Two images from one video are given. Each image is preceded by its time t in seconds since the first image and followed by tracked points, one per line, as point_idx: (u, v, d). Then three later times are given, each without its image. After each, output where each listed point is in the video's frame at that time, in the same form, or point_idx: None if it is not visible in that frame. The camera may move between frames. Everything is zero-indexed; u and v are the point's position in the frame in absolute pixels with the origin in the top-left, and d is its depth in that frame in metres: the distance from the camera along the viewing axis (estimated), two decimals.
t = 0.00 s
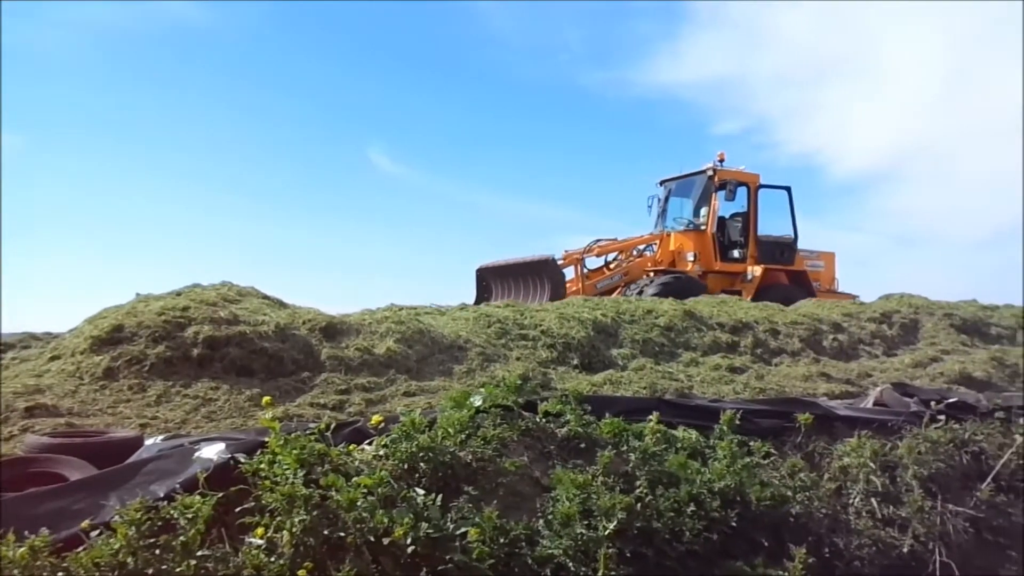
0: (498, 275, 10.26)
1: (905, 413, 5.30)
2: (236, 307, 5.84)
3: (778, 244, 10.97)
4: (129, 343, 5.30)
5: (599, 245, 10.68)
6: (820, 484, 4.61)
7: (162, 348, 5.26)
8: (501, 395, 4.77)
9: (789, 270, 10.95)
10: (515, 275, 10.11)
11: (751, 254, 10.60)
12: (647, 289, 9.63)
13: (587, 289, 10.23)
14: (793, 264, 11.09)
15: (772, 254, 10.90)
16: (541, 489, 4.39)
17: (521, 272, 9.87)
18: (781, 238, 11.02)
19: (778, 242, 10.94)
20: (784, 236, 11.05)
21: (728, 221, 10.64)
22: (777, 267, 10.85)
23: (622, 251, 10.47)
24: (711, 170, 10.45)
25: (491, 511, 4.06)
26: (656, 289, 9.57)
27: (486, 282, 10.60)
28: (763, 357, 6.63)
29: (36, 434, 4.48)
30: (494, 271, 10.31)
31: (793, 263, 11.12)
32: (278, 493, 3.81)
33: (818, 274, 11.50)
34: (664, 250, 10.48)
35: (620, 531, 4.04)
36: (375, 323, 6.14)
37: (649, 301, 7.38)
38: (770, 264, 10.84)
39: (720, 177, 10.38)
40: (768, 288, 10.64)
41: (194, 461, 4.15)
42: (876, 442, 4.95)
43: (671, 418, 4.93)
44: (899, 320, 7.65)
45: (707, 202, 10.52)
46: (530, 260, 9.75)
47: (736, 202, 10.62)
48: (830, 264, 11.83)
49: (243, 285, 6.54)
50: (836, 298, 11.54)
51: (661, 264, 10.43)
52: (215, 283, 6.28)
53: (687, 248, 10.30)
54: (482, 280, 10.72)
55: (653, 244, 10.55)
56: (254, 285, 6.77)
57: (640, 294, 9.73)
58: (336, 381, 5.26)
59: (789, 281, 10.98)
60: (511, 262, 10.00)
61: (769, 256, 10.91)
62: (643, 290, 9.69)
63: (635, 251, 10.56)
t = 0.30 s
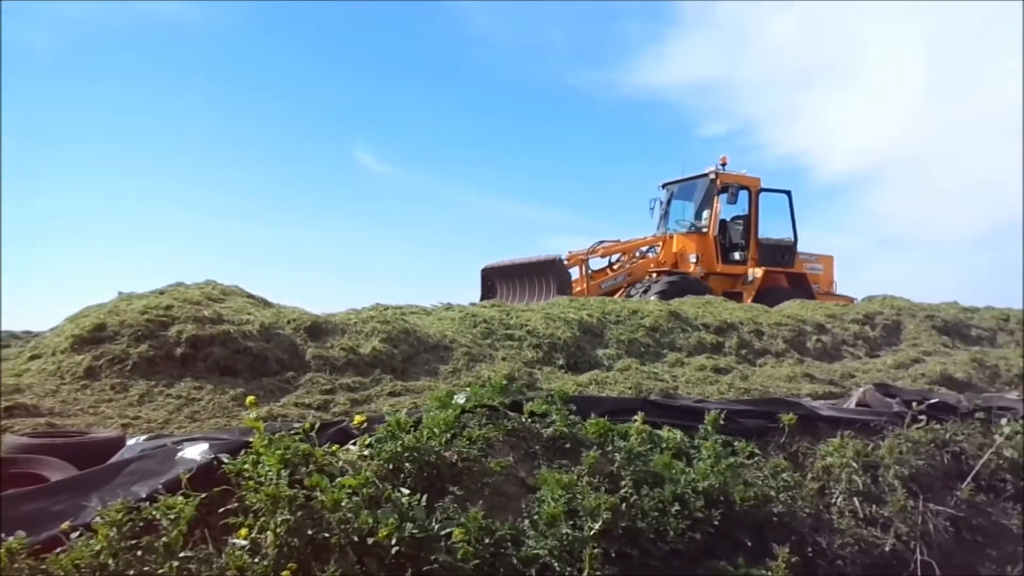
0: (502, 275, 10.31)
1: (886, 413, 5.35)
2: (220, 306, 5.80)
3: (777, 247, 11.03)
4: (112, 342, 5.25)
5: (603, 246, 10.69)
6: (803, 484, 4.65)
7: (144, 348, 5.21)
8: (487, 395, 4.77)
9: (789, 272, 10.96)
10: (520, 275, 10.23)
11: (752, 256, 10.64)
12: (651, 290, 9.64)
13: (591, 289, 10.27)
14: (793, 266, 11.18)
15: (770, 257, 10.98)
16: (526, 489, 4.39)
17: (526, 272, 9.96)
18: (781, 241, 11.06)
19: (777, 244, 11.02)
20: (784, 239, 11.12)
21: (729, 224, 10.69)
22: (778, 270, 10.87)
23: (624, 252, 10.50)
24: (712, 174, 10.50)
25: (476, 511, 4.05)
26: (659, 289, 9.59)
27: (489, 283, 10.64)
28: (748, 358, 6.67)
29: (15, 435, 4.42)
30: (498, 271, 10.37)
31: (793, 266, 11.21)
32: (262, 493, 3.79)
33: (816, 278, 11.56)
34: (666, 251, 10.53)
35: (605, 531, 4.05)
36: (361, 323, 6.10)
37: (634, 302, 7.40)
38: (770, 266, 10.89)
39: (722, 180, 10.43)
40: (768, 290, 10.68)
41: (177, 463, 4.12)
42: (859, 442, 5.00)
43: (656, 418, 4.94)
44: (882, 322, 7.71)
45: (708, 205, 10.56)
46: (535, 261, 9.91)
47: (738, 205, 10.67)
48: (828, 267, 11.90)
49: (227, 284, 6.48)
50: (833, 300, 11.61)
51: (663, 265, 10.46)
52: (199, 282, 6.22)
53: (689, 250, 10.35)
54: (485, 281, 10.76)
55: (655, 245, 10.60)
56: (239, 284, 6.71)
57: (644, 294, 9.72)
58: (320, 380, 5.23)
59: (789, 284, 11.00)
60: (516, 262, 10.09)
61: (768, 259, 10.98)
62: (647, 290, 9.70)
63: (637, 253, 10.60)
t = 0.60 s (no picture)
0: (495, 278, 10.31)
1: (854, 412, 5.42)
2: (189, 305, 5.71)
3: (762, 249, 11.14)
4: (77, 343, 5.14)
5: (592, 249, 10.66)
6: (774, 482, 4.69)
7: (111, 348, 5.12)
8: (461, 395, 4.74)
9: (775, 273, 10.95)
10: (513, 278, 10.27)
11: (738, 257, 10.73)
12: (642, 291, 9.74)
13: (582, 291, 10.24)
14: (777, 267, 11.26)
15: (755, 257, 11.06)
16: (499, 489, 4.38)
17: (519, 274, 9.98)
18: (766, 242, 11.15)
19: (762, 245, 11.10)
20: (768, 241, 11.18)
21: (714, 226, 10.80)
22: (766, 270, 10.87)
23: (613, 255, 10.48)
24: (699, 177, 10.62)
25: (449, 512, 4.04)
26: (650, 289, 9.70)
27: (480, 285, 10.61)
28: (719, 358, 6.73)
29: None
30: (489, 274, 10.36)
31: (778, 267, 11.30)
32: (231, 496, 3.76)
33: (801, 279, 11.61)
34: (654, 253, 10.52)
35: (577, 530, 4.06)
36: (333, 323, 6.05)
37: (607, 302, 7.43)
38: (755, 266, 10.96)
39: (708, 184, 10.56)
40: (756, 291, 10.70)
41: (144, 465, 4.06)
42: (828, 440, 5.06)
43: (628, 418, 4.96)
44: (851, 322, 7.82)
45: (694, 208, 10.68)
46: (530, 264, 9.96)
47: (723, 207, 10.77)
48: (811, 266, 11.94)
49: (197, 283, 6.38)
50: (816, 300, 11.65)
51: (652, 267, 10.46)
52: (168, 281, 6.12)
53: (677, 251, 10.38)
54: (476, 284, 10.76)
55: (644, 247, 10.56)
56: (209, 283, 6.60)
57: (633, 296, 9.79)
58: (292, 381, 5.18)
59: (776, 285, 10.99)
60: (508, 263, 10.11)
61: (753, 260, 11.05)
62: (637, 291, 9.79)
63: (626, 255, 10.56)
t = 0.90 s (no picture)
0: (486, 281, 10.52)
1: (824, 410, 5.50)
2: (159, 305, 5.64)
3: (748, 247, 11.19)
4: (42, 343, 5.04)
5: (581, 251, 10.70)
6: (745, 480, 4.73)
7: (78, 349, 5.04)
8: (434, 395, 4.73)
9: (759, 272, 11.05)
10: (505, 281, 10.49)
11: (724, 257, 10.80)
12: (634, 289, 9.74)
13: (573, 293, 10.30)
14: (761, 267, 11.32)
15: (741, 257, 11.11)
16: (473, 488, 4.37)
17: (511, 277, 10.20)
18: (751, 241, 11.23)
19: (747, 245, 11.15)
20: (751, 240, 11.24)
21: (700, 226, 10.87)
22: (751, 270, 10.94)
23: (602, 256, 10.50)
24: (686, 178, 10.69)
25: (422, 512, 4.03)
26: (642, 288, 9.72)
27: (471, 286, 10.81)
28: (692, 357, 6.77)
29: None
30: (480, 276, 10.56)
31: (761, 267, 11.36)
32: (202, 497, 3.73)
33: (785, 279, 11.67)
34: (642, 254, 10.58)
35: (551, 529, 4.06)
36: (306, 322, 6.00)
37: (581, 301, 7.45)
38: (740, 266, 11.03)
39: (694, 185, 10.63)
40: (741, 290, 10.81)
41: (112, 468, 4.00)
42: (798, 438, 5.13)
43: (601, 417, 4.98)
44: (821, 321, 7.92)
45: (681, 209, 10.73)
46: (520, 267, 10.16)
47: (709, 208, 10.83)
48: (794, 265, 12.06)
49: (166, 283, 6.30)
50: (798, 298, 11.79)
51: (641, 268, 10.52)
52: (137, 280, 6.04)
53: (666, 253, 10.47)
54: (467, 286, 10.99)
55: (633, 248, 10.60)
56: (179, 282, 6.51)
57: (626, 294, 9.80)
58: (264, 382, 5.14)
59: (760, 284, 11.10)
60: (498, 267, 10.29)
61: (739, 259, 11.11)
62: (630, 290, 9.78)
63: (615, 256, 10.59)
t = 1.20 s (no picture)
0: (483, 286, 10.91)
1: (796, 410, 5.57)
2: (130, 305, 5.58)
3: (735, 249, 11.24)
4: (7, 344, 4.88)
5: (573, 253, 10.76)
6: (718, 480, 4.77)
7: (46, 349, 4.91)
8: (409, 396, 4.71)
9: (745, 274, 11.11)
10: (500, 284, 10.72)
11: (712, 260, 10.86)
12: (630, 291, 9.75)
13: (567, 296, 10.34)
14: (747, 268, 11.36)
15: (729, 259, 11.16)
16: (448, 489, 4.36)
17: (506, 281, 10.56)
18: (738, 244, 11.31)
19: (734, 247, 11.21)
20: (738, 241, 11.30)
21: (689, 230, 10.94)
22: (737, 271, 11.05)
23: (595, 260, 10.57)
24: (675, 183, 10.82)
25: (396, 513, 4.02)
26: (637, 289, 9.76)
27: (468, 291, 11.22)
28: (667, 357, 6.81)
29: None
30: (476, 280, 10.94)
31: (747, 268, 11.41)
32: (173, 499, 3.71)
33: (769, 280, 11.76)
34: (633, 258, 10.66)
35: (526, 530, 4.05)
36: (279, 323, 5.96)
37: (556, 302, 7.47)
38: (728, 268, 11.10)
39: (683, 190, 10.75)
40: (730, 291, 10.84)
41: (81, 470, 3.94)
42: (770, 438, 5.19)
43: (577, 417, 5.00)
44: (793, 322, 8.01)
45: (670, 212, 10.81)
46: (518, 270, 10.39)
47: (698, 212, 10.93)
48: (778, 267, 12.15)
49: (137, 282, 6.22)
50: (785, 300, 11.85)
51: (632, 271, 10.60)
52: (108, 280, 5.96)
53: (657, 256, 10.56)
54: (463, 290, 11.39)
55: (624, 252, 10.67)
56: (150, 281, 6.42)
57: (621, 294, 9.88)
58: (237, 382, 5.09)
59: (747, 284, 11.16)
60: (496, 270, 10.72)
61: (727, 261, 11.17)
62: (626, 291, 9.81)
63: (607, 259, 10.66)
